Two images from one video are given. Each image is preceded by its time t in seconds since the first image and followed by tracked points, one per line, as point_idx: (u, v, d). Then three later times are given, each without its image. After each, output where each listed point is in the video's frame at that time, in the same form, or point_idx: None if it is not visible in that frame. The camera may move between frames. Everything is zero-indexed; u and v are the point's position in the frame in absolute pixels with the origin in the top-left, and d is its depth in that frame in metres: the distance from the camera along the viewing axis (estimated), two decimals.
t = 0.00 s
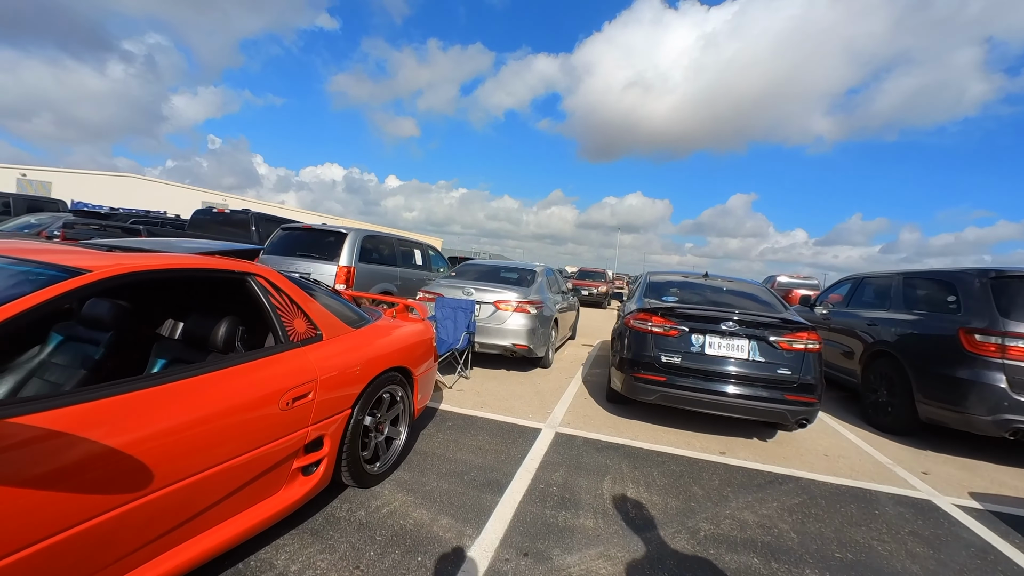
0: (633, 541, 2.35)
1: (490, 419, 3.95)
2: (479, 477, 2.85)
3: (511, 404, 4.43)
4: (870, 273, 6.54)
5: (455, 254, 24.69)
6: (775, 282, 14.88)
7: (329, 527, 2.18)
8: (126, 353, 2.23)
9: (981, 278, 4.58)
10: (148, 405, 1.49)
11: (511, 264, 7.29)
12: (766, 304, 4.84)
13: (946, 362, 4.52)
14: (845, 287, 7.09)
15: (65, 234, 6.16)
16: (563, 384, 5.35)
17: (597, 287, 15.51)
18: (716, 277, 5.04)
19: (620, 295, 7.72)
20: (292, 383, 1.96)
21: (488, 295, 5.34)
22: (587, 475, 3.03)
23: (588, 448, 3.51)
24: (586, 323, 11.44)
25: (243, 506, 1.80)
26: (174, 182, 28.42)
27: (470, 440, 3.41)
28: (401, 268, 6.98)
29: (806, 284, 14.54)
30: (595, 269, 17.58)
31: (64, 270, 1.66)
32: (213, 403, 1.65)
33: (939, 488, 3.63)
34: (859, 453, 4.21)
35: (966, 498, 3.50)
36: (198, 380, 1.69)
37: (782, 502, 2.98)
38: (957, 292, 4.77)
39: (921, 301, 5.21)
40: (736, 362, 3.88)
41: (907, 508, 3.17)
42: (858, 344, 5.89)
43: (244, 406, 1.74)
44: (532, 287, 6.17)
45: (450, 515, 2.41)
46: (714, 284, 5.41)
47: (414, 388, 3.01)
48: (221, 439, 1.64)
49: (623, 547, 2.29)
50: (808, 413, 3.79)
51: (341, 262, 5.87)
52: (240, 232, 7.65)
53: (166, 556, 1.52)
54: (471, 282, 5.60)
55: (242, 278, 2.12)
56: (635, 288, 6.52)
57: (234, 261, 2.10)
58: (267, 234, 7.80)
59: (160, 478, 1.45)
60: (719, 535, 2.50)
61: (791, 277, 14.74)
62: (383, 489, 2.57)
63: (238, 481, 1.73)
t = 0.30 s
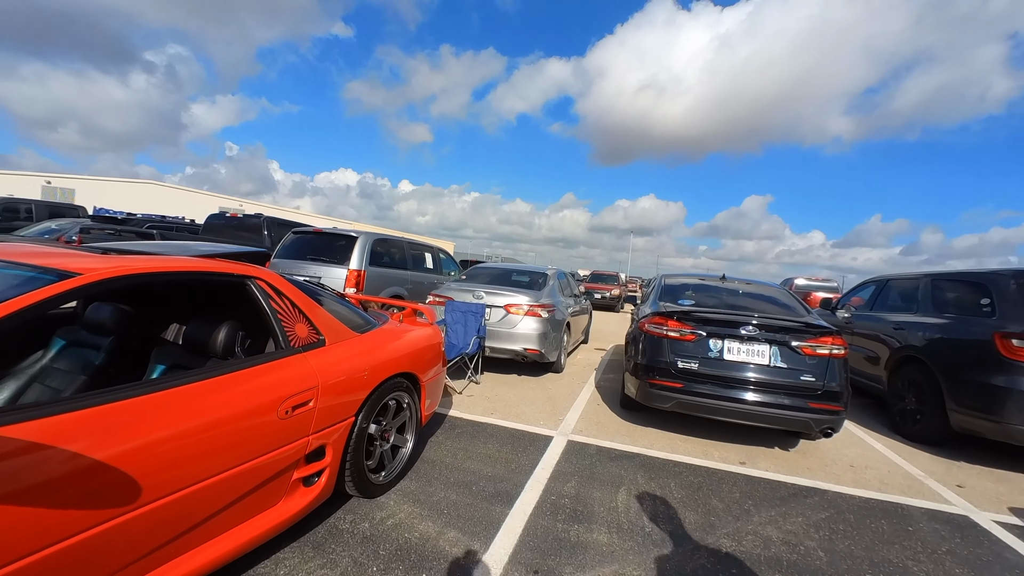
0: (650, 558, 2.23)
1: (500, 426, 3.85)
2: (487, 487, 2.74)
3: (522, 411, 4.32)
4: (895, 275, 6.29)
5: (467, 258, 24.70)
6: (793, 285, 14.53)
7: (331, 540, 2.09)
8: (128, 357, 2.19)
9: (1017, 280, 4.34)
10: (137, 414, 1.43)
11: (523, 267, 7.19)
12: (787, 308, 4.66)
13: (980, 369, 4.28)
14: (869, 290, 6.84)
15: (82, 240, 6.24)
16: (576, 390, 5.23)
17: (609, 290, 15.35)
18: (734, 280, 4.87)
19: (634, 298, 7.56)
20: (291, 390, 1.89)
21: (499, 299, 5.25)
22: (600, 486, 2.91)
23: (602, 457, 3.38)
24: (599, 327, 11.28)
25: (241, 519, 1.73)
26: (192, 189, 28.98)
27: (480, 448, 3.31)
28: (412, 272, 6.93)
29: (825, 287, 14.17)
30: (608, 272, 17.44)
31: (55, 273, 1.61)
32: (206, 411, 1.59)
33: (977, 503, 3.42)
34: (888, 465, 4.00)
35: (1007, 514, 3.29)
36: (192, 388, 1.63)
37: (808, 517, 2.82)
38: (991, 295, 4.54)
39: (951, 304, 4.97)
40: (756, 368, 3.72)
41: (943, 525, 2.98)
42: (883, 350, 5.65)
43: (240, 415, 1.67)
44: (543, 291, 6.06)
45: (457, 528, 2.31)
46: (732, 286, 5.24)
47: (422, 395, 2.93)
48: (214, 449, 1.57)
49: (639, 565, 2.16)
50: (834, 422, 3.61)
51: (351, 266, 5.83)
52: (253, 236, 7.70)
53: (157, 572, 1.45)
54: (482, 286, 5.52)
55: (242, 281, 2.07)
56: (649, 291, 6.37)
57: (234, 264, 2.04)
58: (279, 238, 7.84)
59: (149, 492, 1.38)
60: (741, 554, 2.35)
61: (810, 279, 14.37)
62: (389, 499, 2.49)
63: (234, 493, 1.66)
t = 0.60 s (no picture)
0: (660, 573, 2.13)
1: (506, 432, 3.78)
2: (492, 497, 2.67)
3: (528, 417, 4.24)
4: (910, 277, 6.13)
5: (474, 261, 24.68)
6: (805, 288, 14.30)
7: (330, 552, 2.03)
8: (126, 363, 2.15)
9: None
10: (126, 424, 1.37)
11: (529, 270, 7.12)
12: (800, 311, 4.53)
13: (1002, 374, 4.12)
14: (883, 292, 6.68)
15: (90, 245, 6.28)
16: (584, 395, 5.14)
17: (617, 294, 15.23)
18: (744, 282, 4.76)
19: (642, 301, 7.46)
20: (288, 398, 1.83)
21: (505, 303, 5.18)
22: (608, 496, 2.82)
23: (610, 465, 3.29)
24: (607, 331, 11.17)
25: (235, 531, 1.67)
26: (203, 194, 29.30)
27: (485, 456, 3.24)
28: (418, 276, 6.89)
29: (837, 290, 13.93)
30: (616, 275, 17.31)
31: (43, 277, 1.57)
32: (199, 420, 1.54)
33: (1003, 514, 3.27)
34: (907, 474, 3.86)
35: None
36: (186, 396, 1.58)
37: (825, 530, 2.71)
38: (1012, 297, 4.38)
39: (970, 307, 4.82)
40: (769, 373, 3.61)
41: (968, 538, 2.85)
42: (900, 354, 5.50)
43: (235, 424, 1.62)
44: (550, 294, 5.98)
45: (460, 540, 2.24)
46: (743, 289, 5.13)
47: (425, 401, 2.87)
48: (207, 460, 1.52)
49: None
50: (851, 430, 3.49)
51: (357, 270, 5.80)
52: (259, 241, 7.72)
53: None
54: (488, 290, 5.46)
55: (240, 285, 2.03)
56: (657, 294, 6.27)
57: (231, 268, 2.00)
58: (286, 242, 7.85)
59: (137, 506, 1.33)
60: (756, 568, 2.25)
61: (822, 282, 14.13)
62: (390, 509, 2.42)
63: (228, 505, 1.61)
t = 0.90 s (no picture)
0: None
1: (507, 436, 3.73)
2: (493, 503, 2.62)
3: (531, 420, 4.19)
4: (917, 277, 6.05)
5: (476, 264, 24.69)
6: (809, 289, 14.20)
7: (327, 561, 1.99)
8: (121, 367, 2.12)
9: None
10: (114, 431, 1.34)
11: (531, 273, 7.07)
12: (805, 312, 4.47)
13: (1012, 376, 4.04)
14: (890, 293, 6.59)
15: (92, 248, 6.29)
16: (587, 398, 5.09)
17: (620, 295, 15.17)
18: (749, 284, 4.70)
19: (646, 303, 7.40)
20: (283, 404, 1.79)
21: (506, 305, 5.13)
22: (611, 502, 2.77)
23: (613, 470, 3.24)
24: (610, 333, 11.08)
25: (228, 541, 1.63)
26: (207, 198, 29.44)
27: (486, 460, 3.19)
28: (419, 278, 6.86)
29: (842, 291, 13.82)
30: (619, 277, 17.24)
31: (32, 281, 1.53)
32: (191, 427, 1.50)
33: (1017, 520, 3.19)
34: (917, 478, 3.79)
35: None
36: (177, 402, 1.54)
37: (835, 537, 2.64)
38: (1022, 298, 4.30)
39: (979, 308, 4.74)
40: (775, 376, 3.55)
41: (982, 545, 2.77)
42: (907, 356, 5.41)
43: (228, 431, 1.58)
44: (552, 296, 5.93)
45: (460, 549, 2.19)
46: (747, 291, 5.06)
47: (426, 406, 2.82)
48: (198, 468, 1.48)
49: None
50: (860, 434, 3.42)
51: (358, 273, 5.77)
52: (261, 244, 7.70)
53: None
54: (489, 292, 5.41)
55: (234, 289, 2.00)
56: (660, 295, 6.21)
57: (226, 271, 1.97)
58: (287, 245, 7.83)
59: (125, 516, 1.30)
60: None
61: (827, 283, 14.00)
62: (389, 516, 2.38)
63: (220, 514, 1.57)
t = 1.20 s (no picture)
0: None
1: (507, 438, 3.71)
2: (492, 507, 2.59)
3: (530, 422, 4.16)
4: (918, 276, 6.02)
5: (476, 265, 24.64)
6: (809, 288, 14.16)
7: (323, 567, 1.96)
8: (115, 371, 2.09)
9: None
10: (102, 437, 1.31)
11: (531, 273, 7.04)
12: (806, 312, 4.44)
13: (1014, 375, 4.02)
14: (891, 292, 6.56)
15: (91, 251, 6.27)
16: (587, 399, 5.06)
17: (620, 295, 15.14)
18: (749, 284, 4.67)
19: (646, 303, 7.37)
20: (278, 407, 1.77)
21: (506, 306, 5.11)
22: (611, 504, 2.74)
23: (614, 472, 3.21)
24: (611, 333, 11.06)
25: (222, 547, 1.61)
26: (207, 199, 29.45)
27: (485, 463, 3.17)
28: (418, 279, 6.83)
29: (843, 290, 13.78)
30: (619, 278, 17.23)
31: (21, 284, 1.50)
32: (183, 432, 1.47)
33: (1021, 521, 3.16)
34: (920, 479, 3.76)
35: None
36: (168, 406, 1.51)
37: (838, 540, 2.61)
38: None
39: (982, 307, 4.71)
40: (776, 377, 3.52)
41: (987, 547, 2.74)
42: (909, 355, 5.38)
43: (221, 436, 1.55)
44: (552, 297, 5.91)
45: (458, 553, 2.16)
46: (748, 290, 5.03)
47: (424, 408, 2.80)
48: (189, 473, 1.45)
49: None
50: (862, 434, 3.40)
51: (357, 274, 5.74)
52: (260, 245, 7.68)
53: None
54: (488, 293, 5.39)
55: (228, 291, 1.97)
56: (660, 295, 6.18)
57: (220, 273, 1.95)
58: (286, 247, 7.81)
59: (113, 524, 1.27)
60: None
61: (828, 282, 13.96)
62: (387, 521, 2.35)
63: (212, 521, 1.54)
